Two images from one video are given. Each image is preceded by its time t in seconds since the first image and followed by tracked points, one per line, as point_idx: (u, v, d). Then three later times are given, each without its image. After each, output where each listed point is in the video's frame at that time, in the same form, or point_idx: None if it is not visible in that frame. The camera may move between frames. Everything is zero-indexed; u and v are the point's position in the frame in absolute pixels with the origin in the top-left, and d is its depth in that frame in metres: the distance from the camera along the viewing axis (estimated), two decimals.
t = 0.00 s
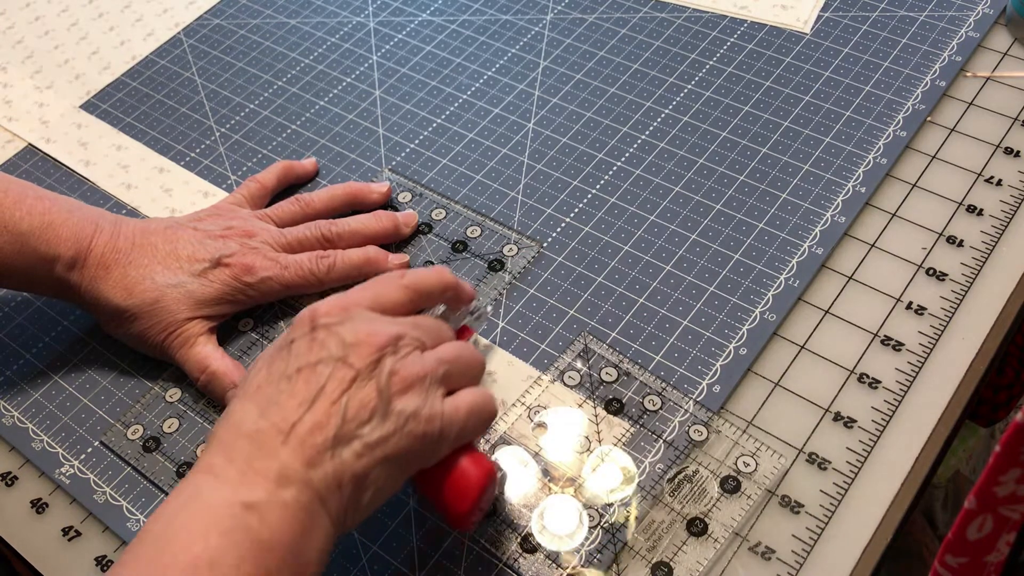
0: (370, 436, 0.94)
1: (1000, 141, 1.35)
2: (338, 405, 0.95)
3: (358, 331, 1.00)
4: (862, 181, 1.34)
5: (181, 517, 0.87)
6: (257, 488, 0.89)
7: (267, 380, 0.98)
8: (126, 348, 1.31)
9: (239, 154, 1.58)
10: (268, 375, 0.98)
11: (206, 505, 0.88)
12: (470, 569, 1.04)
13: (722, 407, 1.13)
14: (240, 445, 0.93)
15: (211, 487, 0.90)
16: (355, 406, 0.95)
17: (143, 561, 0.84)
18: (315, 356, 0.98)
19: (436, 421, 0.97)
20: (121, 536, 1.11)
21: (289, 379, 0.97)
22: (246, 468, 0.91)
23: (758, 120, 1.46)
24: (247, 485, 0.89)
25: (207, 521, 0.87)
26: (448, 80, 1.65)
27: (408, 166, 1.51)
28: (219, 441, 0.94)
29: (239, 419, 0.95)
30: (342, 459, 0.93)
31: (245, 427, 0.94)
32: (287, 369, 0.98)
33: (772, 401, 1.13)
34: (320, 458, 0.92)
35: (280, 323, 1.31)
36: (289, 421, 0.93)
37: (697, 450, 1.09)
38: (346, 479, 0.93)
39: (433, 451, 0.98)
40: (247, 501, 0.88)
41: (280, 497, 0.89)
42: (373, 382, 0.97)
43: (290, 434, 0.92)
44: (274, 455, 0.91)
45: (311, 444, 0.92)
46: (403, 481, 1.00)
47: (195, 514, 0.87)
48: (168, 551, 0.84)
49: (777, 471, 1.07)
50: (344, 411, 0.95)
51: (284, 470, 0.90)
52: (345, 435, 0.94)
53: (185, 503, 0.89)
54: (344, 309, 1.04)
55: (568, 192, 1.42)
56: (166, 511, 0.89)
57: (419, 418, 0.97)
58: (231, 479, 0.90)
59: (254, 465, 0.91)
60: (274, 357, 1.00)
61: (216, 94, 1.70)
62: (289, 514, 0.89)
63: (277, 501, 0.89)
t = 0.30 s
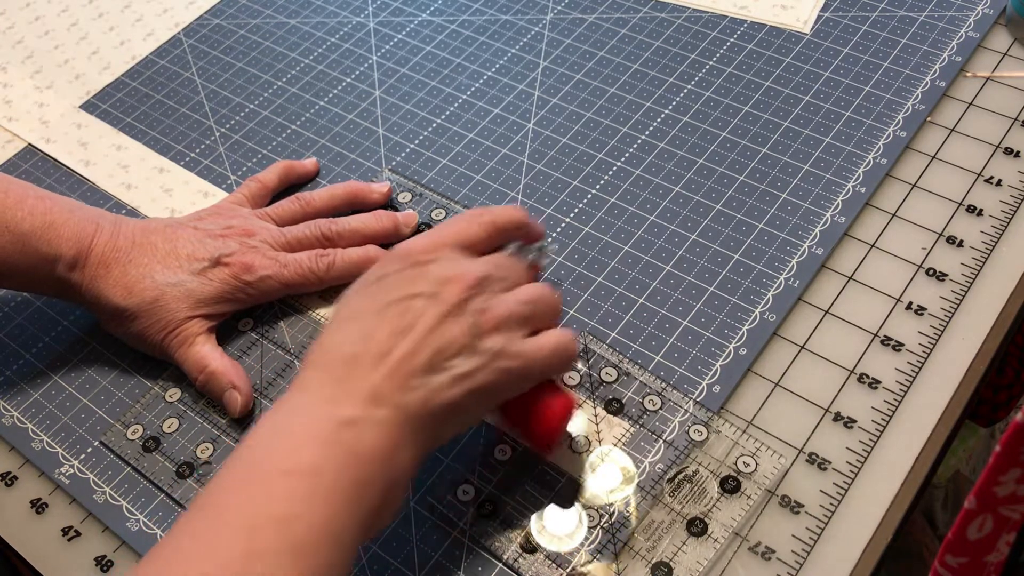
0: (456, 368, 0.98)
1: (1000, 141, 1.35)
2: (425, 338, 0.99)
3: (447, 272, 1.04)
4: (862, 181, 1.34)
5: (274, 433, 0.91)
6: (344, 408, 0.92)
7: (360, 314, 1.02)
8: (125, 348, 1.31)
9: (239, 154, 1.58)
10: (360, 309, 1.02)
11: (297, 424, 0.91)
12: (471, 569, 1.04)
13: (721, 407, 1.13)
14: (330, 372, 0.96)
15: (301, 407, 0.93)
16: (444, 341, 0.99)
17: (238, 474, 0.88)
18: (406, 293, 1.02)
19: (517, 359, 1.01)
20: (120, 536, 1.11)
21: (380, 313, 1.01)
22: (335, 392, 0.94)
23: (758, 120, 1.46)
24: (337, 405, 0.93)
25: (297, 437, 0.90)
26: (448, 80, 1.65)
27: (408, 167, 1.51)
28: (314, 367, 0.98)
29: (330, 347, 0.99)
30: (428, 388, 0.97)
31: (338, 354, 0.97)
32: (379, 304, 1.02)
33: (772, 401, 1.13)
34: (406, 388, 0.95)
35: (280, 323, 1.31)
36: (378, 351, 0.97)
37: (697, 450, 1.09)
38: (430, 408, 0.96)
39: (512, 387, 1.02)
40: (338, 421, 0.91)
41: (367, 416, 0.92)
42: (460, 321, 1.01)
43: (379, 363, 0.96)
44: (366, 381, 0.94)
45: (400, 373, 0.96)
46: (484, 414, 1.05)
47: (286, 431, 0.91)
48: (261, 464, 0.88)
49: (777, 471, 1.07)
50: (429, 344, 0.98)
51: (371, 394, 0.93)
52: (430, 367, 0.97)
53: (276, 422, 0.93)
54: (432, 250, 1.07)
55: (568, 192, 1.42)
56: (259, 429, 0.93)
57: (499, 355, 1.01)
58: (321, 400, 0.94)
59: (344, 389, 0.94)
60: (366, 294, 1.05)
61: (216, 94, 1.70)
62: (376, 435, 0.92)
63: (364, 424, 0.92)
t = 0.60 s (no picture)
0: (643, 223, 1.09)
1: (1000, 141, 1.35)
2: (544, 306, 0.96)
3: (625, 131, 1.13)
4: (863, 181, 1.34)
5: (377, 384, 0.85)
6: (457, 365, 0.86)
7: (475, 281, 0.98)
8: (125, 348, 1.31)
9: (239, 154, 1.58)
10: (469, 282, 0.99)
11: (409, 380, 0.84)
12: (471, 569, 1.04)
13: (721, 407, 1.13)
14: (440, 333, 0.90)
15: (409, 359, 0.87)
16: (631, 197, 1.09)
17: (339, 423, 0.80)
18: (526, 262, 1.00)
19: (695, 211, 1.12)
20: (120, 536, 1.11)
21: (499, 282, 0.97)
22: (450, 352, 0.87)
23: (758, 120, 1.46)
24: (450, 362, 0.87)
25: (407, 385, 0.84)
26: (448, 80, 1.65)
27: (408, 167, 1.51)
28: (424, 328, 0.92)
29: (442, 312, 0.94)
30: (623, 240, 1.07)
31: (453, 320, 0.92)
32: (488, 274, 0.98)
33: (772, 401, 1.13)
34: (602, 239, 1.06)
35: (280, 323, 1.31)
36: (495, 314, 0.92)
37: (697, 450, 1.09)
38: (623, 258, 1.07)
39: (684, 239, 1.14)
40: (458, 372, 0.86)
41: (490, 363, 0.87)
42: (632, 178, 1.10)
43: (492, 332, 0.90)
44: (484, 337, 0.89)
45: (595, 226, 1.05)
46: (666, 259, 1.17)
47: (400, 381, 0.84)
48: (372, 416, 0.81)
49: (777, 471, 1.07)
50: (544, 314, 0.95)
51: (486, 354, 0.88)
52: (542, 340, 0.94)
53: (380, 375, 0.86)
54: (607, 112, 1.15)
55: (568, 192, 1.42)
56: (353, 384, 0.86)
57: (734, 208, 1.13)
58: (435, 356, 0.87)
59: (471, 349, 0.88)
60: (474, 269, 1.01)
61: (216, 94, 1.70)
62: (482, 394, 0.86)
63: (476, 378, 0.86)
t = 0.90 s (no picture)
0: (648, 240, 1.04)
1: (1000, 140, 1.35)
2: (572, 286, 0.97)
3: (636, 144, 1.09)
4: (863, 181, 1.34)
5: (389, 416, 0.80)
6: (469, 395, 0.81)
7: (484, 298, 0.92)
8: (126, 348, 1.31)
9: (239, 155, 1.58)
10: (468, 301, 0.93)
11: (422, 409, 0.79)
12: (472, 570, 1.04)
13: (721, 407, 1.13)
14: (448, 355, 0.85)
15: (422, 386, 0.82)
16: (639, 214, 1.04)
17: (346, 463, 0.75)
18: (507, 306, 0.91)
19: (699, 230, 1.07)
20: (120, 536, 1.11)
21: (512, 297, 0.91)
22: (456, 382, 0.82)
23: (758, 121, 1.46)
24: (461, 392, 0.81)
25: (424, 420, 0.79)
26: (448, 80, 1.65)
27: (408, 167, 1.51)
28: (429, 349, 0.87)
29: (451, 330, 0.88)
30: (633, 253, 1.03)
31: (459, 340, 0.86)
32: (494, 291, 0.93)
33: (772, 401, 1.13)
34: (611, 250, 1.01)
35: (280, 323, 1.31)
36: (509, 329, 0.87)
37: (697, 450, 1.09)
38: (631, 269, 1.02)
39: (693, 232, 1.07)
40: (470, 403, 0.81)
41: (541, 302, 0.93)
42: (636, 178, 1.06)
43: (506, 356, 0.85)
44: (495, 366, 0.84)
45: (601, 240, 1.01)
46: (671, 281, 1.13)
47: (418, 415, 0.79)
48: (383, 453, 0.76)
49: (777, 471, 1.07)
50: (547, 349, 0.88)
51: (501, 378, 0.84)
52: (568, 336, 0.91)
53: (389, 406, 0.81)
54: (617, 127, 1.12)
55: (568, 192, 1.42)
56: (357, 420, 0.80)
57: (743, 221, 1.10)
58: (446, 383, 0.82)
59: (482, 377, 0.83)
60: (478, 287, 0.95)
61: (216, 94, 1.70)
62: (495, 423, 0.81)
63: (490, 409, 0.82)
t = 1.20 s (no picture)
0: None
1: (1000, 140, 1.35)
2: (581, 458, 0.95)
3: (556, 519, 0.90)
4: (863, 181, 1.33)
5: None
6: None
7: (428, 487, 0.96)
8: (126, 349, 1.31)
9: (239, 154, 1.58)
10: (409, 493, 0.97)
11: None
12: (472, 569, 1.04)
13: (721, 407, 1.13)
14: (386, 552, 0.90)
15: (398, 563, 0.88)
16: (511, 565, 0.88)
17: None
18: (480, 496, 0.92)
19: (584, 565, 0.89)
20: (120, 536, 1.11)
21: (455, 485, 0.94)
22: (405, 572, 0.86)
23: (758, 120, 1.46)
24: None
25: None
26: (448, 80, 1.65)
27: (409, 167, 1.51)
28: (377, 548, 0.92)
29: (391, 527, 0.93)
30: None
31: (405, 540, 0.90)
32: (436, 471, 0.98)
33: (772, 401, 1.13)
34: None
35: (280, 323, 1.31)
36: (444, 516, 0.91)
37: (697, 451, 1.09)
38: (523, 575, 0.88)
39: (685, 539, 0.90)
40: None
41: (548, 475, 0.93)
42: (597, 492, 0.95)
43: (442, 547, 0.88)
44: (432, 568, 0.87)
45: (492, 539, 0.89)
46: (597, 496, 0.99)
47: None
48: None
49: (777, 471, 1.07)
50: (489, 544, 0.89)
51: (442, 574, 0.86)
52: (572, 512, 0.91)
53: None
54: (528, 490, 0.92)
55: (568, 192, 1.42)
56: None
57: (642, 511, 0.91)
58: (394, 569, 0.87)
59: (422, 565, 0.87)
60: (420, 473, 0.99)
61: (216, 94, 1.70)
62: None
63: None
